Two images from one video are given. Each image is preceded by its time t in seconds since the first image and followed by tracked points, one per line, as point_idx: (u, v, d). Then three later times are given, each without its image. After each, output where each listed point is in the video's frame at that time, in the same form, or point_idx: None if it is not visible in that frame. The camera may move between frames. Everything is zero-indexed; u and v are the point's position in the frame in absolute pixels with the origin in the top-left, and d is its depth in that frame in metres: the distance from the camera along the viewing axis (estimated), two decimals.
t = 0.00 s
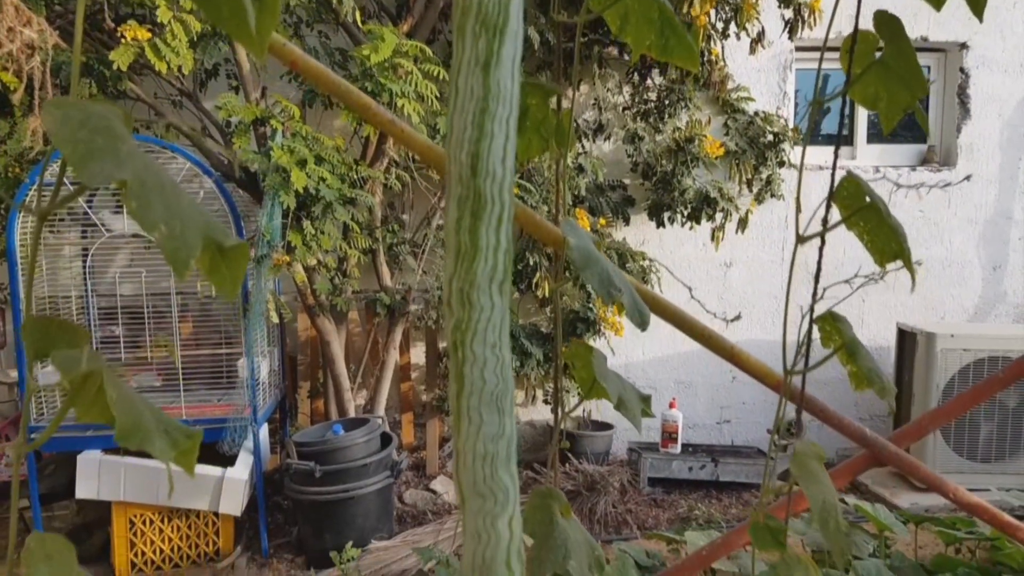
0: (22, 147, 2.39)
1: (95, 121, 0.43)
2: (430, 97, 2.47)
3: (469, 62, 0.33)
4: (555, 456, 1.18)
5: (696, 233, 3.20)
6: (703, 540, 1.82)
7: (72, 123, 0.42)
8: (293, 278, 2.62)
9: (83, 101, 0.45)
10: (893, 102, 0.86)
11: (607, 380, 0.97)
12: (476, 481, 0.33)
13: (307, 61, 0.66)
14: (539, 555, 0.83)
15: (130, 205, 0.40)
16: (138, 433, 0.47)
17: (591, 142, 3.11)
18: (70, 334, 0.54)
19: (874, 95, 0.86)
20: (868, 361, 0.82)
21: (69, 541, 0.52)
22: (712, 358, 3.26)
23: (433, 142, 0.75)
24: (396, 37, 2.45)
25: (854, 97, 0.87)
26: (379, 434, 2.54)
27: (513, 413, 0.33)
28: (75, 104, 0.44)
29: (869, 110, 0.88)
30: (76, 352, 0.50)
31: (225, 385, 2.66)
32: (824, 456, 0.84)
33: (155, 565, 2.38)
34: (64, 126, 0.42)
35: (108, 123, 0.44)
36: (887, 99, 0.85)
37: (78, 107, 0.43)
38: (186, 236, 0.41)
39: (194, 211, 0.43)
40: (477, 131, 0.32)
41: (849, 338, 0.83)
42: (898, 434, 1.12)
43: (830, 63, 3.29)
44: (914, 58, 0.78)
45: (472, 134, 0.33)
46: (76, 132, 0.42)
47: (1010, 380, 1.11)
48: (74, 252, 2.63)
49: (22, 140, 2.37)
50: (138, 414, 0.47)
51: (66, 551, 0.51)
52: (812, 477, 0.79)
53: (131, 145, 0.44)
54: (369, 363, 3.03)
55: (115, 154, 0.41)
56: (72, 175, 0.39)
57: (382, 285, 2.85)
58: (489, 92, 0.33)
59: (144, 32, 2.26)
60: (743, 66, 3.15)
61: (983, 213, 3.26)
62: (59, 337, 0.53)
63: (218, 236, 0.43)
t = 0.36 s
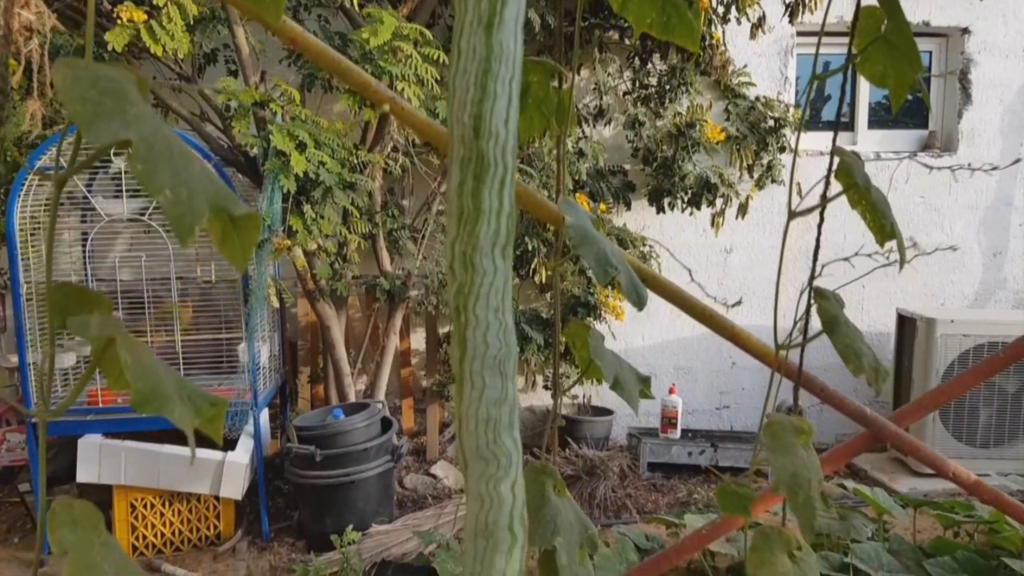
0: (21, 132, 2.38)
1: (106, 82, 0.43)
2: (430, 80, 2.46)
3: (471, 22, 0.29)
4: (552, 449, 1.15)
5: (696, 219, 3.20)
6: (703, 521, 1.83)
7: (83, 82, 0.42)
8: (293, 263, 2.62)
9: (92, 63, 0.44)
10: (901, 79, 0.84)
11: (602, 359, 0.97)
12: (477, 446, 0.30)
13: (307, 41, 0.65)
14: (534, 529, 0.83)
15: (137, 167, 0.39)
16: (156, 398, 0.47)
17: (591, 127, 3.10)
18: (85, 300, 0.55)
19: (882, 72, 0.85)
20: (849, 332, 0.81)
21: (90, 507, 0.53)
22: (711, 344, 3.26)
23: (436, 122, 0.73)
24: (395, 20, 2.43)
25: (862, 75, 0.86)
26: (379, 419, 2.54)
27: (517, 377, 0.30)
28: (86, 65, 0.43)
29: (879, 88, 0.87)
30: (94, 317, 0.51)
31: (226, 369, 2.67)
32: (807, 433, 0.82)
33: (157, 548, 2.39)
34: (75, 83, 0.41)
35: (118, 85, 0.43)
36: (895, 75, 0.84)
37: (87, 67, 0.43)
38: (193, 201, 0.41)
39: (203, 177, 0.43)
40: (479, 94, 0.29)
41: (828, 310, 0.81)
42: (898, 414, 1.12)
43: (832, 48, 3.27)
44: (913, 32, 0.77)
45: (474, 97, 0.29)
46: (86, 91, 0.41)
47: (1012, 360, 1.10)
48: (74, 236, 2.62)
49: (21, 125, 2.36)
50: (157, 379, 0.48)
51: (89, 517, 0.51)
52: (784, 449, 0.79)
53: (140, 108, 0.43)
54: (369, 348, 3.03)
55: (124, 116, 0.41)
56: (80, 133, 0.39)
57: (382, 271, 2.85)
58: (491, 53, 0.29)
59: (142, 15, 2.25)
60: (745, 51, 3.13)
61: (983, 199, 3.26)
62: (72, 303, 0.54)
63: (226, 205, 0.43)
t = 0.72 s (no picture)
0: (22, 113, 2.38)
1: (95, 40, 0.43)
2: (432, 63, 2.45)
3: None
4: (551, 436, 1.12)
5: (698, 206, 3.19)
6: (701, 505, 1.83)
7: (72, 40, 0.42)
8: (294, 246, 2.61)
9: (83, 21, 0.44)
10: (910, 56, 0.83)
11: (602, 338, 0.96)
12: (476, 410, 0.29)
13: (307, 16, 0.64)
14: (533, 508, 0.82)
15: (128, 124, 0.39)
16: (142, 363, 0.46)
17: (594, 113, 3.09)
18: (66, 263, 0.53)
19: (891, 49, 0.84)
20: (843, 313, 0.78)
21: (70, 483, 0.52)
22: (712, 332, 3.26)
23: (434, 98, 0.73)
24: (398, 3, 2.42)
25: (872, 53, 0.85)
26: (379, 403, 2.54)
27: (518, 342, 0.30)
28: (74, 23, 0.43)
29: (888, 67, 0.86)
30: (77, 280, 0.49)
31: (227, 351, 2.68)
32: (799, 416, 0.74)
33: (157, 529, 2.41)
34: (64, 39, 0.41)
35: (108, 44, 0.43)
36: (904, 53, 0.84)
37: (76, 25, 0.43)
38: (186, 162, 0.40)
39: (194, 137, 0.42)
40: (480, 51, 0.29)
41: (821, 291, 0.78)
42: (898, 397, 1.12)
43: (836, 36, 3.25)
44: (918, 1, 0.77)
45: (476, 54, 0.29)
46: (76, 49, 0.41)
47: (1013, 344, 1.10)
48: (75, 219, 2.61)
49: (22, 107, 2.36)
50: (142, 346, 0.47)
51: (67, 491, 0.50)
52: (771, 429, 0.70)
53: (130, 67, 0.43)
54: (369, 333, 3.04)
55: (113, 73, 0.41)
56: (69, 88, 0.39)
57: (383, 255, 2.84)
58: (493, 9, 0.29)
59: None
60: (749, 37, 3.12)
61: (987, 189, 3.25)
62: (55, 267, 0.53)
63: (219, 167, 0.42)
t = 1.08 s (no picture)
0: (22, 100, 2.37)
1: (90, 8, 0.41)
2: (432, 49, 2.43)
3: None
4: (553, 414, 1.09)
5: (700, 193, 3.18)
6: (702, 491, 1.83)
7: (68, 7, 0.40)
8: (295, 233, 2.61)
9: None
10: (917, 33, 0.83)
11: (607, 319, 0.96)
12: (477, 380, 0.28)
13: None
14: (533, 490, 0.81)
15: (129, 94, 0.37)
16: (136, 336, 0.47)
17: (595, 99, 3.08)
18: (59, 233, 0.53)
19: (898, 27, 0.84)
20: (859, 293, 0.78)
21: (61, 455, 0.52)
22: (714, 319, 3.26)
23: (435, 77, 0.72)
24: None
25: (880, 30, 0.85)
26: (380, 390, 2.55)
27: (518, 310, 0.29)
28: None
29: (896, 44, 0.86)
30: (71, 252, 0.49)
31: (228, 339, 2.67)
32: (814, 398, 0.78)
33: (159, 515, 2.42)
34: (62, 7, 0.39)
35: (102, 12, 0.41)
36: (911, 30, 0.83)
37: None
38: (185, 132, 0.39)
39: (191, 108, 0.41)
40: (479, 13, 0.28)
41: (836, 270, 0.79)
42: (900, 379, 1.11)
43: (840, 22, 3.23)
44: None
45: (475, 17, 0.28)
46: (72, 16, 0.39)
47: (1015, 325, 1.09)
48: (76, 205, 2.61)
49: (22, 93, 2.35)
50: (136, 316, 0.47)
51: (57, 465, 0.51)
52: (788, 410, 0.75)
53: (125, 36, 0.41)
54: (371, 320, 3.04)
55: (112, 42, 0.39)
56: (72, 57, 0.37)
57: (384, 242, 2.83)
58: None
59: None
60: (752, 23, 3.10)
61: (989, 175, 3.23)
62: (48, 238, 0.53)
63: (216, 139, 0.41)
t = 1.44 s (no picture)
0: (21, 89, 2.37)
1: None
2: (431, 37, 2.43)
3: None
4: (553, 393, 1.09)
5: (700, 183, 3.17)
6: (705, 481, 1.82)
7: None
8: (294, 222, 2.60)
9: None
10: (910, 14, 0.82)
11: (605, 304, 0.96)
12: (474, 352, 0.28)
13: None
14: (530, 472, 0.81)
15: (117, 63, 0.37)
16: (137, 315, 0.46)
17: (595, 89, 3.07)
18: (60, 211, 0.54)
19: (890, 9, 0.83)
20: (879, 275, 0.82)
21: (73, 434, 0.52)
22: (714, 310, 3.26)
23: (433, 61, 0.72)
24: None
25: (871, 15, 0.85)
26: (380, 379, 2.55)
27: (516, 283, 0.29)
28: None
29: (886, 27, 0.85)
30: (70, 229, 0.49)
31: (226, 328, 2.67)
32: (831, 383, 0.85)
33: (160, 504, 2.43)
34: None
35: None
36: (903, 11, 0.83)
37: None
38: (177, 104, 0.38)
39: (187, 79, 0.40)
40: None
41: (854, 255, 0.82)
42: (900, 364, 1.11)
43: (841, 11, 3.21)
44: None
45: None
46: None
47: (1016, 311, 1.09)
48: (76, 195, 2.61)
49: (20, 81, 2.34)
50: (136, 293, 0.46)
51: (70, 443, 0.50)
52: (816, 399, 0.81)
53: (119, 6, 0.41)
54: (371, 310, 3.04)
55: (102, 10, 0.39)
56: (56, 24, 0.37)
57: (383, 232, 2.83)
58: None
59: None
60: (752, 13, 3.08)
61: (990, 166, 3.22)
62: (51, 214, 0.53)
63: (211, 112, 0.40)
